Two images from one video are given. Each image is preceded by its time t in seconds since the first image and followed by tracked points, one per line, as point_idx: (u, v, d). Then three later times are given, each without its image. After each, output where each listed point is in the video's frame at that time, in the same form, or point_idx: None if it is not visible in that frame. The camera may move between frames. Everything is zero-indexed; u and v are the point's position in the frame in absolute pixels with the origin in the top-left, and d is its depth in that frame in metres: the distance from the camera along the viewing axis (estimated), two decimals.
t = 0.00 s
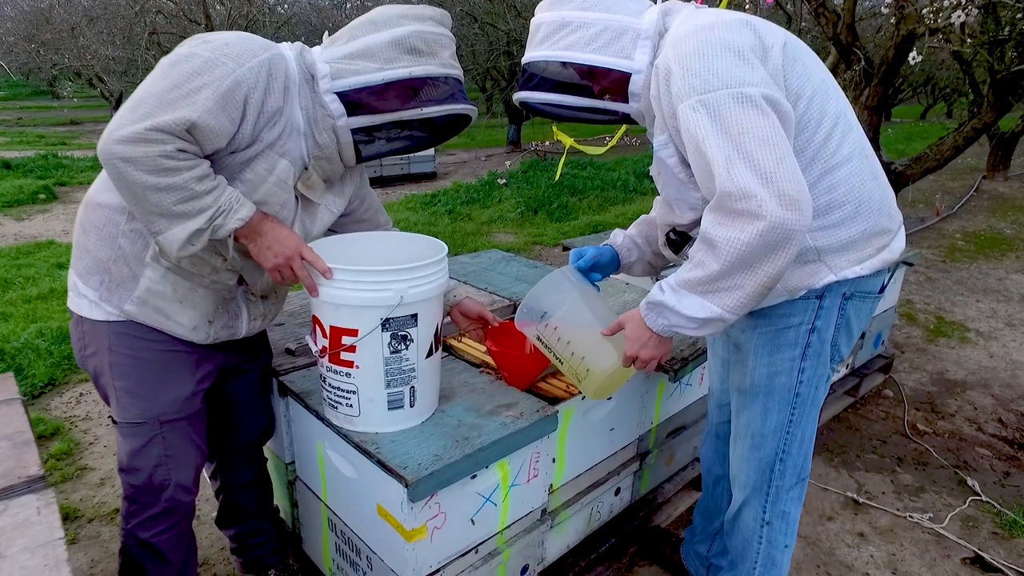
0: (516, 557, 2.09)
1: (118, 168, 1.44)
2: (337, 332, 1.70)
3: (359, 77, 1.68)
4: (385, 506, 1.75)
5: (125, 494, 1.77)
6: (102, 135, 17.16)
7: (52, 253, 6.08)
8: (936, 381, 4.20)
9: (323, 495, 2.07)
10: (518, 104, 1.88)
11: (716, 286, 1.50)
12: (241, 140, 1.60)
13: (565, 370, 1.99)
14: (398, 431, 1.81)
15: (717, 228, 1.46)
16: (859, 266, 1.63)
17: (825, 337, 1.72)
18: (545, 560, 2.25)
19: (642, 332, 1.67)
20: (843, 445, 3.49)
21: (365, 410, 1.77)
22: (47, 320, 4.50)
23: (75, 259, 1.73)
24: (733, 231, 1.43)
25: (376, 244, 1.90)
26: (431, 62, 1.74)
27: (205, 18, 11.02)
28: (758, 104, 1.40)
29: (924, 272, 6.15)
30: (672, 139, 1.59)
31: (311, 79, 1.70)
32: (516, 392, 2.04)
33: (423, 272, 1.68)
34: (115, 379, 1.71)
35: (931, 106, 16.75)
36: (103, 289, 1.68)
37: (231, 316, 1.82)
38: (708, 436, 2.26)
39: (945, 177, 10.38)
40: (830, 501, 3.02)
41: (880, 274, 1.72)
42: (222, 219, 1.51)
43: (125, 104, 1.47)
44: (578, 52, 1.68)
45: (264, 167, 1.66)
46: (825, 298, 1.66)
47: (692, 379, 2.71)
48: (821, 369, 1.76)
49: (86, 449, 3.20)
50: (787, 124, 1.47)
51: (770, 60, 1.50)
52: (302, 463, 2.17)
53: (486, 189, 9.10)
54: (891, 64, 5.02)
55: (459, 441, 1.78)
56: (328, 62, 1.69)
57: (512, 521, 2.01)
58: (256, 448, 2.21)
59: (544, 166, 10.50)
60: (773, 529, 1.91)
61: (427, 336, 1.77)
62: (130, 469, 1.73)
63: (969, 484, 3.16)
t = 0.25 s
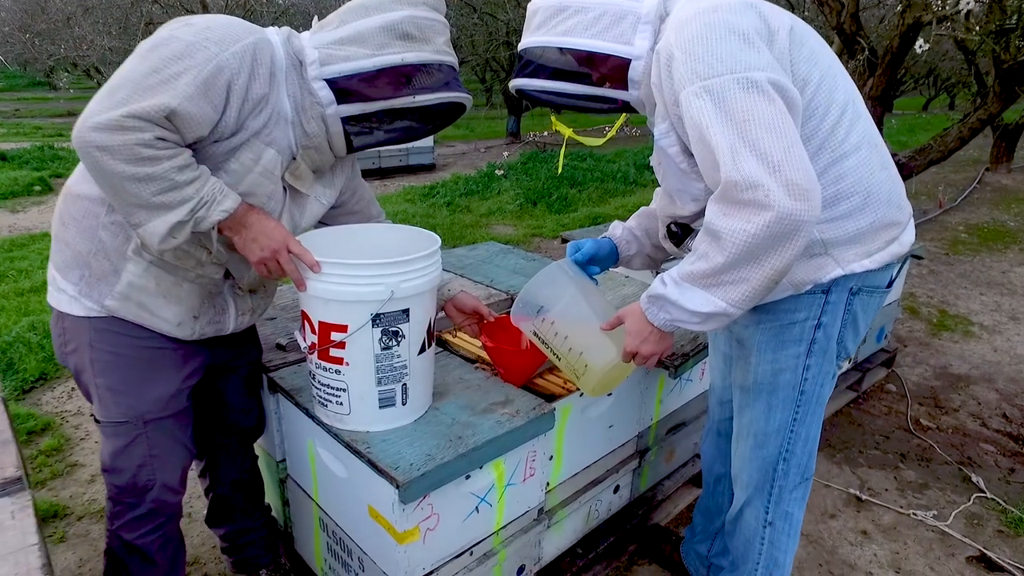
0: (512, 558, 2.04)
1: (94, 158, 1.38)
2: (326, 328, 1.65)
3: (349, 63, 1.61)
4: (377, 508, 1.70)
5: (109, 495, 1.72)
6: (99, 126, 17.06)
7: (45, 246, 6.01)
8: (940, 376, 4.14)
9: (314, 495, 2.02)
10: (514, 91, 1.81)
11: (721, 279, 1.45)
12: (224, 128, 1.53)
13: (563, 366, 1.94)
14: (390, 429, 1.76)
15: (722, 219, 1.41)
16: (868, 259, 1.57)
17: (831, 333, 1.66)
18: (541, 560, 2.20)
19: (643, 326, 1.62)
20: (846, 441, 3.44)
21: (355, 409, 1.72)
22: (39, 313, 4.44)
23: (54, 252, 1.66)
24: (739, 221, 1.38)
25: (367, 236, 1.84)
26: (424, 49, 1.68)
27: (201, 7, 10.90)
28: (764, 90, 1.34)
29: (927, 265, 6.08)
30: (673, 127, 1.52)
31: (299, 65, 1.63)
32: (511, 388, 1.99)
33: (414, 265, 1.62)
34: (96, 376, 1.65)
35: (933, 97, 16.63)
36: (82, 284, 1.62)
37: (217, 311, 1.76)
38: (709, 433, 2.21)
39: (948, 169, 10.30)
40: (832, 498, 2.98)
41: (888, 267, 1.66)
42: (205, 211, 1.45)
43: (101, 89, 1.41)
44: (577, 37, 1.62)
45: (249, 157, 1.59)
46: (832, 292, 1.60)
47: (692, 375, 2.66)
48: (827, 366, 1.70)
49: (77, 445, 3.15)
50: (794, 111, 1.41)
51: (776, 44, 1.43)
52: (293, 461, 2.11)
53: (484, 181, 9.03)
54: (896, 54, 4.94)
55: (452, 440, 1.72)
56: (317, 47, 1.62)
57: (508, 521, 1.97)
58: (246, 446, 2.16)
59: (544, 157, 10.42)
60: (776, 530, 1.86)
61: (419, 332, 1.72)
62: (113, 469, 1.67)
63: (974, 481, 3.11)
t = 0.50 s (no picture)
0: (508, 560, 1.99)
1: (66, 147, 1.32)
2: (314, 326, 1.58)
3: (338, 49, 1.53)
4: (367, 511, 1.64)
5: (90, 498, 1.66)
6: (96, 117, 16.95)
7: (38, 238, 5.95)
8: (944, 371, 4.09)
9: (305, 495, 1.97)
10: (510, 79, 1.75)
11: (725, 274, 1.40)
12: (205, 117, 1.46)
13: (560, 364, 1.87)
14: (380, 429, 1.70)
15: (727, 211, 1.36)
16: (879, 254, 1.51)
17: (839, 330, 1.60)
18: (538, 562, 2.15)
19: (644, 322, 1.56)
20: (849, 437, 3.38)
21: (345, 409, 1.66)
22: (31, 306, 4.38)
23: (30, 247, 1.60)
24: (746, 213, 1.33)
25: (357, 229, 1.78)
26: (415, 35, 1.60)
27: None
28: (773, 75, 1.28)
29: (930, 258, 6.01)
30: (676, 116, 1.46)
31: (285, 50, 1.55)
32: (507, 386, 1.93)
33: (405, 260, 1.56)
34: (75, 376, 1.59)
35: (936, 88, 16.50)
36: (59, 280, 1.56)
37: (202, 308, 1.69)
38: (711, 431, 2.15)
39: (951, 161, 10.21)
40: (835, 495, 2.93)
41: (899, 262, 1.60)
42: (184, 203, 1.39)
43: (73, 75, 1.34)
44: (574, 22, 1.55)
45: (232, 146, 1.52)
46: (839, 289, 1.54)
47: (693, 371, 2.60)
48: (834, 365, 1.64)
49: (67, 442, 3.09)
50: (803, 98, 1.35)
51: (785, 27, 1.36)
52: (283, 461, 2.06)
53: (484, 172, 8.95)
54: (901, 43, 4.85)
55: (445, 441, 1.67)
56: (304, 32, 1.54)
57: (504, 523, 1.91)
58: (234, 445, 2.10)
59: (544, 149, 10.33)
60: (779, 533, 1.81)
61: (411, 329, 1.65)
62: (93, 472, 1.61)
63: (979, 479, 3.06)
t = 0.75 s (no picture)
0: (503, 564, 1.93)
1: (34, 139, 1.25)
2: (300, 325, 1.52)
3: (325, 36, 1.45)
4: (357, 516, 1.59)
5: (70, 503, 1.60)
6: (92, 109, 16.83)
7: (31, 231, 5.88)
8: (948, 366, 4.03)
9: (294, 498, 1.91)
10: (507, 68, 1.69)
11: (731, 270, 1.33)
12: (184, 107, 1.39)
13: (557, 363, 1.81)
14: (371, 431, 1.64)
15: (733, 204, 1.29)
16: (890, 250, 1.44)
17: (847, 330, 1.53)
18: (535, 565, 2.09)
19: (644, 320, 1.50)
20: (852, 434, 3.33)
21: (333, 410, 1.60)
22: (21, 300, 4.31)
23: (3, 243, 1.53)
24: (752, 206, 1.26)
25: (346, 223, 1.72)
26: (407, 21, 1.52)
27: None
28: (781, 61, 1.22)
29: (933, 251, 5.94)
30: (679, 105, 1.40)
31: (270, 37, 1.47)
32: (503, 386, 1.87)
33: (396, 255, 1.49)
34: (52, 377, 1.53)
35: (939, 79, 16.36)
36: (33, 278, 1.49)
37: (185, 306, 1.63)
38: (713, 431, 2.09)
39: (954, 152, 10.12)
40: (838, 494, 2.87)
41: (910, 258, 1.53)
42: (162, 197, 1.32)
43: (40, 62, 1.27)
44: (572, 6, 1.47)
45: (213, 138, 1.45)
46: (848, 286, 1.47)
47: (695, 368, 2.54)
48: (842, 365, 1.58)
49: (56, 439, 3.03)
50: (813, 86, 1.28)
51: (794, 11, 1.30)
52: (272, 462, 2.00)
53: (483, 164, 8.87)
54: (907, 32, 4.75)
55: (438, 444, 1.61)
56: (290, 18, 1.46)
57: (499, 527, 1.86)
58: (222, 446, 2.04)
59: (543, 140, 10.24)
60: (783, 537, 1.75)
61: (402, 328, 1.59)
62: (72, 476, 1.55)
63: (984, 477, 3.00)
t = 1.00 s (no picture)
0: (498, 568, 1.88)
1: None
2: (285, 324, 1.46)
3: (311, 23, 1.38)
4: (345, 522, 1.53)
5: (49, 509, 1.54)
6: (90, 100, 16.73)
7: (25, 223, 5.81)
8: (952, 362, 3.96)
9: (283, 501, 1.86)
10: (502, 57, 1.60)
11: (734, 267, 1.27)
12: (160, 97, 1.32)
13: (552, 362, 1.75)
14: (360, 434, 1.58)
15: (737, 198, 1.23)
16: (901, 247, 1.38)
17: (855, 329, 1.47)
18: (531, 568, 2.04)
19: (642, 319, 1.43)
20: (855, 431, 3.27)
21: (320, 412, 1.54)
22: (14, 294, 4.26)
23: None
24: (758, 200, 1.20)
25: (334, 218, 1.65)
26: (397, 8, 1.45)
27: None
28: (789, 47, 1.15)
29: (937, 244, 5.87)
30: (680, 94, 1.33)
31: (252, 23, 1.39)
32: (498, 386, 1.81)
33: (384, 252, 1.43)
34: (27, 379, 1.47)
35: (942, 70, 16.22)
36: (6, 275, 1.43)
37: (166, 304, 1.57)
38: (714, 432, 2.03)
39: (958, 145, 10.03)
40: (841, 494, 2.82)
41: (922, 255, 1.47)
42: (136, 191, 1.26)
43: (5, 48, 1.20)
44: None
45: (191, 129, 1.38)
46: (856, 285, 1.41)
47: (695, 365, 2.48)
48: (849, 366, 1.52)
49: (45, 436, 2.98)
50: (822, 73, 1.21)
51: None
52: (261, 463, 1.95)
53: (482, 156, 8.79)
54: (913, 22, 4.67)
55: (429, 447, 1.55)
56: (273, 2, 1.38)
57: (494, 531, 1.80)
58: (209, 447, 1.99)
59: (543, 132, 10.14)
60: (787, 542, 1.69)
61: (392, 327, 1.53)
62: (50, 481, 1.49)
63: (990, 476, 2.95)
